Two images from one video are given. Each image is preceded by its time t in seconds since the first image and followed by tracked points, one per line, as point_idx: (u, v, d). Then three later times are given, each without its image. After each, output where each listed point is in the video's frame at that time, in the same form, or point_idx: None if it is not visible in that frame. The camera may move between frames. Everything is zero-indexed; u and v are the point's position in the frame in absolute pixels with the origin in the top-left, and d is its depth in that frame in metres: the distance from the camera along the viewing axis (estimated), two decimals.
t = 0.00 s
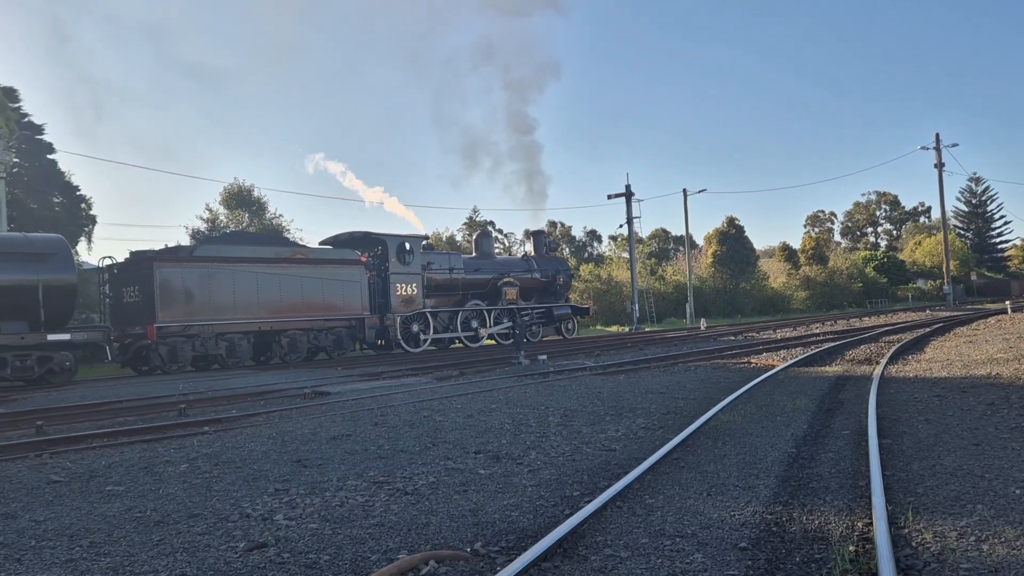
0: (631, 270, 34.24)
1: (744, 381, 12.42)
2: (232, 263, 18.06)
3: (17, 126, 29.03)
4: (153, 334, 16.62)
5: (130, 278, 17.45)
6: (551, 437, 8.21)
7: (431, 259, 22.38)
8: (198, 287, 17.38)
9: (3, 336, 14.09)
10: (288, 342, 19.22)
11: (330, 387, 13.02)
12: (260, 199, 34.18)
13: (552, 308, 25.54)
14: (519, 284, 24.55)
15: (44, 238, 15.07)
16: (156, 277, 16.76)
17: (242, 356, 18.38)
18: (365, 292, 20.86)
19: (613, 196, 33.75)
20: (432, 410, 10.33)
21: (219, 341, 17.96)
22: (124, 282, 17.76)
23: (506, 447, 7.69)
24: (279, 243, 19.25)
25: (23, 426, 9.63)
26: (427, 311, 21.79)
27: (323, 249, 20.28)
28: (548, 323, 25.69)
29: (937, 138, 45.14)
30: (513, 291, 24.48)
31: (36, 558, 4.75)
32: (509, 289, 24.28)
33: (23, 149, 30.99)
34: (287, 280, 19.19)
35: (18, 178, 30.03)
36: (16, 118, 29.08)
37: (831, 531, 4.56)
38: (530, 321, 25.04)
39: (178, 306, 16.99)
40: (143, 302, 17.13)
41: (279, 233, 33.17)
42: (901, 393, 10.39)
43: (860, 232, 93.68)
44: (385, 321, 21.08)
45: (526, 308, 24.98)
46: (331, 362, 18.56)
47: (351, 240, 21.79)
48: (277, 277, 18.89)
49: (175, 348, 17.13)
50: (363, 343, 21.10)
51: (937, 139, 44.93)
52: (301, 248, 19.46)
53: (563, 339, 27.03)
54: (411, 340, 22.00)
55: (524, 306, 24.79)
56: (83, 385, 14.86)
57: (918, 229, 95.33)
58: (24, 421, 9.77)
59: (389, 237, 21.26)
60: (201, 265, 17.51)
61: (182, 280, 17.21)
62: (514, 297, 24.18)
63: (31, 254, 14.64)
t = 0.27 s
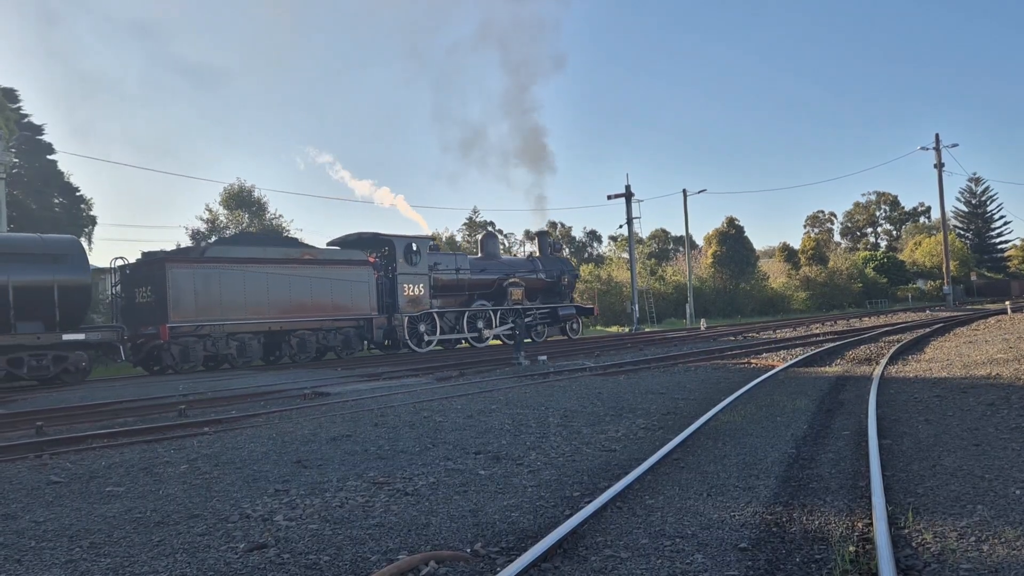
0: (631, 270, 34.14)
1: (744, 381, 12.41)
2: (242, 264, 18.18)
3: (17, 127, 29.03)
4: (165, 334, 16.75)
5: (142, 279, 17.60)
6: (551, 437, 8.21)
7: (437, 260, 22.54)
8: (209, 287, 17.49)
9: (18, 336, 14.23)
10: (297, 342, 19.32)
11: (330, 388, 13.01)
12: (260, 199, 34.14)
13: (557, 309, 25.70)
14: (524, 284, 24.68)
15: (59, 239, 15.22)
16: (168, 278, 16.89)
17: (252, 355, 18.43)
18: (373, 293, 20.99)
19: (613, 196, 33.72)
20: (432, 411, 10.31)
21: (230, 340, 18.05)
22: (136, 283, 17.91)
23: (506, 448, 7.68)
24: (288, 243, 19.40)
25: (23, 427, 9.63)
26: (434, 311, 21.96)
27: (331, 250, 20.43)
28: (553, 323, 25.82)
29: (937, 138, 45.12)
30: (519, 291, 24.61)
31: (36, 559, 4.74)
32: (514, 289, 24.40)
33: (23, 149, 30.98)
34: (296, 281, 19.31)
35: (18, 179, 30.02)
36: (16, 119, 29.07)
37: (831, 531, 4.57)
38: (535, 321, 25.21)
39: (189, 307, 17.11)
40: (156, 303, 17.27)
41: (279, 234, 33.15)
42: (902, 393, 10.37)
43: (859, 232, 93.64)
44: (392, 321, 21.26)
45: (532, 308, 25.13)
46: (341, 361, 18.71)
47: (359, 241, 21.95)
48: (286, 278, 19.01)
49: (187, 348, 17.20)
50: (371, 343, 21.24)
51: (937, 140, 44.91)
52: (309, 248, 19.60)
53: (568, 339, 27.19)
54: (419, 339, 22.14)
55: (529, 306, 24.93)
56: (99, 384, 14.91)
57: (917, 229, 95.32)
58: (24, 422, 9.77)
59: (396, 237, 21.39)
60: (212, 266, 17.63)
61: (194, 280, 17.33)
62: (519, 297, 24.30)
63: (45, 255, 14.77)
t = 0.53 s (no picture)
0: (631, 271, 34.05)
1: (744, 382, 12.40)
2: (253, 264, 18.25)
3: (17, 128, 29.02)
4: (177, 334, 16.74)
5: (154, 279, 17.58)
6: (551, 438, 8.22)
7: (444, 261, 22.65)
8: (221, 287, 17.56)
9: (34, 336, 14.40)
10: (306, 342, 19.42)
11: (329, 389, 12.99)
12: (260, 200, 34.08)
13: (562, 309, 25.99)
14: (530, 285, 24.85)
15: (74, 241, 15.41)
16: (180, 278, 16.91)
17: (262, 355, 18.57)
18: (381, 293, 21.13)
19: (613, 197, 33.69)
20: (432, 412, 10.31)
21: (241, 340, 18.13)
22: (146, 283, 17.88)
23: (506, 449, 7.68)
24: (297, 244, 19.53)
25: (22, 428, 9.62)
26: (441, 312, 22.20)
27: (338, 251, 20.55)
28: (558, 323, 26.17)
29: (938, 140, 45.15)
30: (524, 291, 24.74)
31: (35, 560, 4.74)
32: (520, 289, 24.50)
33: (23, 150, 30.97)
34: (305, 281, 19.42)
35: (17, 180, 30.01)
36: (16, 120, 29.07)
37: (831, 533, 4.56)
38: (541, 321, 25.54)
39: (201, 307, 17.14)
40: (167, 303, 17.27)
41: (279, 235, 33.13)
42: (901, 394, 10.37)
43: (859, 233, 93.64)
44: (400, 321, 21.43)
45: (537, 308, 25.33)
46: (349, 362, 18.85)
47: (367, 242, 22.03)
48: (295, 278, 19.11)
49: (199, 348, 17.29)
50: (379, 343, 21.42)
51: (937, 141, 44.94)
52: (317, 249, 19.73)
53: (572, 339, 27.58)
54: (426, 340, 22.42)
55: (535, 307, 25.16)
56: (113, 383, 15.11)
57: (917, 230, 95.35)
58: (23, 423, 9.76)
59: (404, 239, 21.57)
60: (223, 267, 17.68)
61: (205, 281, 17.35)
62: (525, 298, 24.46)
63: (60, 256, 14.97)
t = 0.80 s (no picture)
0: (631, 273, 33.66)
1: (744, 383, 12.39)
2: (264, 266, 18.34)
3: (16, 129, 29.00)
4: (189, 335, 16.77)
5: (165, 280, 17.60)
6: (551, 439, 8.22)
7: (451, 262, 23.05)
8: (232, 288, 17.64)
9: (50, 336, 14.59)
10: (316, 342, 19.61)
11: (329, 390, 12.97)
12: (260, 201, 34.03)
13: (566, 310, 26.56)
14: (534, 286, 25.40)
15: (88, 243, 15.62)
16: (193, 280, 16.96)
17: (271, 356, 18.73)
18: (389, 293, 21.36)
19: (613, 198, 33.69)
20: (431, 414, 10.29)
21: (251, 341, 18.24)
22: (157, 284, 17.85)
23: (505, 450, 7.66)
24: (306, 246, 19.68)
25: (21, 430, 9.61)
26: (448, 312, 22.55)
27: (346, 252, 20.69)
28: (562, 323, 26.69)
29: (937, 141, 45.17)
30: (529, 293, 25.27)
31: (34, 561, 4.73)
32: (525, 290, 25.02)
33: (23, 151, 30.94)
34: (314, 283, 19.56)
35: (17, 181, 29.98)
36: (15, 121, 29.06)
37: (831, 534, 4.56)
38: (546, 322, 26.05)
39: (213, 308, 17.23)
40: (179, 304, 17.31)
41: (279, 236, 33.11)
42: (901, 396, 10.36)
43: (859, 234, 93.65)
44: (407, 322, 21.62)
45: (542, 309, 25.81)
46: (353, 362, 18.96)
47: (375, 243, 22.25)
48: (305, 280, 19.21)
49: (210, 348, 17.41)
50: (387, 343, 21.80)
51: (937, 143, 44.98)
52: (326, 251, 19.88)
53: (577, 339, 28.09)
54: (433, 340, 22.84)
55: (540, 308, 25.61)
56: (127, 383, 15.25)
57: (917, 231, 95.39)
58: (22, 425, 9.74)
59: (411, 241, 21.87)
60: (235, 268, 17.75)
61: (218, 282, 17.42)
62: (530, 299, 25.00)
63: (74, 257, 15.19)
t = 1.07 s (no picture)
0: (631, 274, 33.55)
1: (744, 384, 12.40)
2: (274, 267, 18.64)
3: (16, 130, 29.03)
4: (202, 335, 16.95)
5: (177, 281, 17.85)
6: (550, 440, 8.22)
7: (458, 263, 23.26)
8: (243, 289, 17.93)
9: (65, 336, 14.75)
10: (325, 343, 19.91)
11: (329, 391, 13.00)
12: (260, 202, 34.04)
13: (571, 310, 26.81)
14: (540, 287, 25.71)
15: (103, 244, 15.72)
16: (206, 280, 17.25)
17: (281, 356, 19.01)
18: (397, 294, 21.65)
19: (613, 199, 33.72)
20: (431, 414, 10.30)
21: (262, 341, 18.51)
22: (169, 284, 18.14)
23: (505, 451, 7.68)
24: (315, 247, 19.99)
25: (21, 430, 9.63)
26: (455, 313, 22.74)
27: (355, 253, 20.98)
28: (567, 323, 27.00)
29: (937, 142, 45.20)
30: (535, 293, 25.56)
31: (34, 561, 4.74)
32: (531, 291, 25.31)
33: (23, 152, 30.97)
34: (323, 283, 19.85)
35: (17, 182, 29.99)
36: (16, 122, 29.08)
37: (831, 535, 4.56)
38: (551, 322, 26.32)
39: (225, 309, 17.50)
40: (190, 304, 17.57)
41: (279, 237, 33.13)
42: (901, 396, 10.37)
43: (859, 235, 93.69)
44: (415, 323, 21.90)
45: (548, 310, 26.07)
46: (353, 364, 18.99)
47: (383, 244, 22.47)
48: (314, 281, 19.51)
49: (222, 348, 17.66)
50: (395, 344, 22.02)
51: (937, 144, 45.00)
52: (335, 252, 20.18)
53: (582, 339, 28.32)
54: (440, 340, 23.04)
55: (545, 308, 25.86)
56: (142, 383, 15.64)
57: (917, 232, 95.43)
58: (23, 425, 9.77)
59: (418, 242, 22.08)
60: (246, 269, 18.05)
61: (229, 283, 17.71)
62: (535, 299, 25.30)
63: (89, 258, 15.31)
